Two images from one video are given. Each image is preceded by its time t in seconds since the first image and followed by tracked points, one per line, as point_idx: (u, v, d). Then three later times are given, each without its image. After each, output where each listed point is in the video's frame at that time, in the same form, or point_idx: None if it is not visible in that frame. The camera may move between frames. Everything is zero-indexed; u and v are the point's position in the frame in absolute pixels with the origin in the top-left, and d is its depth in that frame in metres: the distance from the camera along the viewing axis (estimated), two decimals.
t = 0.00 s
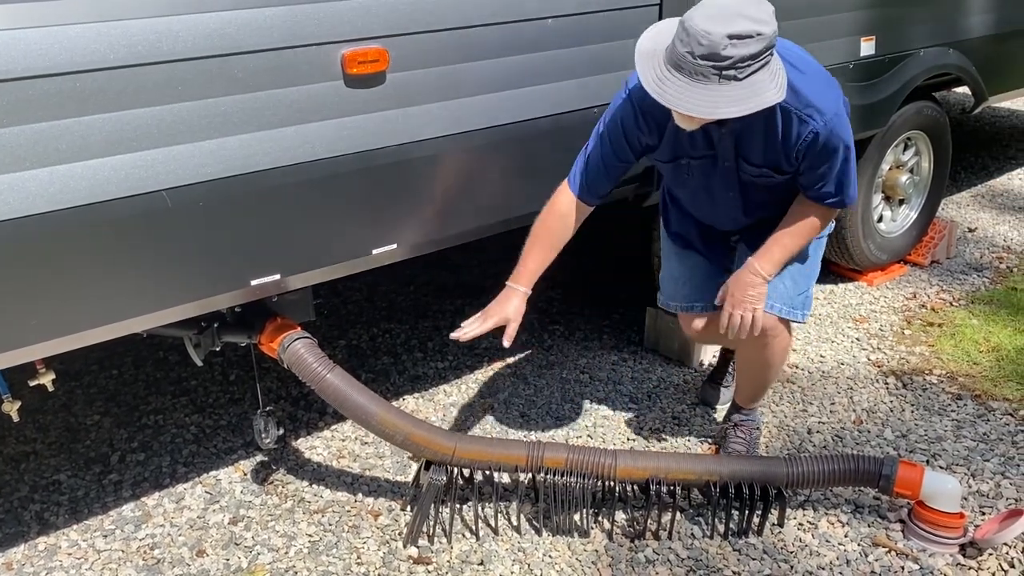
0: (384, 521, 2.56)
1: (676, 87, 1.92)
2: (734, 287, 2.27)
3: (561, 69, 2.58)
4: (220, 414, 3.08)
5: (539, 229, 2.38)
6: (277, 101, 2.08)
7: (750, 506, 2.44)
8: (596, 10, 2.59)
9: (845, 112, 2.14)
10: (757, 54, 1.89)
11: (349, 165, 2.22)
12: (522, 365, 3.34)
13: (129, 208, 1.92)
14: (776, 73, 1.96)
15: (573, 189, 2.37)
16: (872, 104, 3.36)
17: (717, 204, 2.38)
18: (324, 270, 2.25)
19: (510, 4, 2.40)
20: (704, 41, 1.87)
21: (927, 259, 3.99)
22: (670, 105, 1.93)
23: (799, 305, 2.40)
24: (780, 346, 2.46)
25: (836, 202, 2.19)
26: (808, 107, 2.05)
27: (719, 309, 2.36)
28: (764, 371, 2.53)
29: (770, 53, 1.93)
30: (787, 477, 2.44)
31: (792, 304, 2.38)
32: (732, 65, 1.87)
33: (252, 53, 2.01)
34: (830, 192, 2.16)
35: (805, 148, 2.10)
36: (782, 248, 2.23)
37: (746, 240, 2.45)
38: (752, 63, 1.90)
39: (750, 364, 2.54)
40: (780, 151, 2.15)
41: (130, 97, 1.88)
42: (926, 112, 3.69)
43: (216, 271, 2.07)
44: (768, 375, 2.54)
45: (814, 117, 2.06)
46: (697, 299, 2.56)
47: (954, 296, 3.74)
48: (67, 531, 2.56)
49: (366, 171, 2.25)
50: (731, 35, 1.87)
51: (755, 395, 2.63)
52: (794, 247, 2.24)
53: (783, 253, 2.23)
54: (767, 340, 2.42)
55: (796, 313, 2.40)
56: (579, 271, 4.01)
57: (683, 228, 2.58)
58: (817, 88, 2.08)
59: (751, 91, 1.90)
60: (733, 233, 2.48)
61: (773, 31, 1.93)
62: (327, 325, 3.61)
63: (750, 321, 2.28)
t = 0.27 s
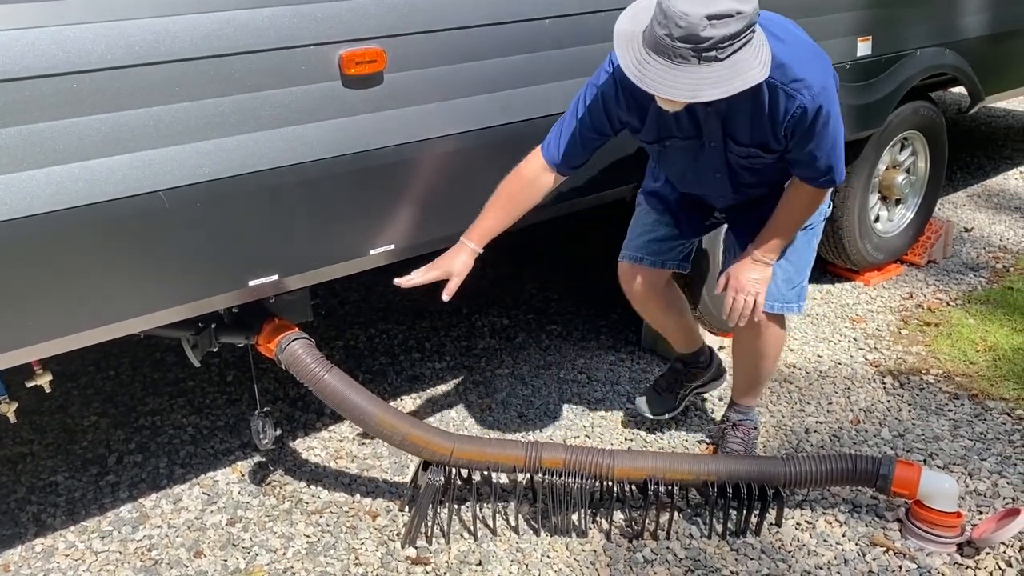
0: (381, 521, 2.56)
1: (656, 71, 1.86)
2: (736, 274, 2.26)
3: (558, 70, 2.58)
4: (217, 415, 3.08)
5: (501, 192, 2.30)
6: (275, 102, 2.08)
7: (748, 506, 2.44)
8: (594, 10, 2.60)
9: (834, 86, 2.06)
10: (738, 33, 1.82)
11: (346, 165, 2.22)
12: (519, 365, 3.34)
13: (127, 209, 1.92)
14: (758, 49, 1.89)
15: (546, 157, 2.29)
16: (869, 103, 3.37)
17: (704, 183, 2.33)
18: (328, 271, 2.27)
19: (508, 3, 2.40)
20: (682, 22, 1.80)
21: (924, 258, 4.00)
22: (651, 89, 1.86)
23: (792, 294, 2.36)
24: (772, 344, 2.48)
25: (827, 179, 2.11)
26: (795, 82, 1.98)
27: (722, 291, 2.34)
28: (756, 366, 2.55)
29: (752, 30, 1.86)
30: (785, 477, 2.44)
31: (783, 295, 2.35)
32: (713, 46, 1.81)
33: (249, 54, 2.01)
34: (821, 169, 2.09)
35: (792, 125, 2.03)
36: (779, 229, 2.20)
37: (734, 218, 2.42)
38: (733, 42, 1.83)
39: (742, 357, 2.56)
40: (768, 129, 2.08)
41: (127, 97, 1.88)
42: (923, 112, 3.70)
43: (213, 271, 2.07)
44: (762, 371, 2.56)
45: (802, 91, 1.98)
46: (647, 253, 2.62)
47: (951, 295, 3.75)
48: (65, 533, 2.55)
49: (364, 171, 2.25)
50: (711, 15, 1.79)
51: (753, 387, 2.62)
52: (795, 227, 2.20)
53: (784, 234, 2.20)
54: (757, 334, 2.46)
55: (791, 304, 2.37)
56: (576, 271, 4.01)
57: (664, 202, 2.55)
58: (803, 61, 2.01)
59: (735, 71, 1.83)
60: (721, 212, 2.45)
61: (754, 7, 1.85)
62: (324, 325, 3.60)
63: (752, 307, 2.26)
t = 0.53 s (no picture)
0: (378, 522, 2.56)
1: (604, 79, 1.83)
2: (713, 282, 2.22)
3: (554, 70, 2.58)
4: (214, 416, 3.07)
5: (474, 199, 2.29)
6: (271, 102, 2.08)
7: (744, 505, 2.44)
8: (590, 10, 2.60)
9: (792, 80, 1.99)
10: (682, 35, 1.79)
11: (342, 166, 2.22)
12: (516, 366, 3.34)
13: (123, 209, 1.92)
14: (709, 48, 1.85)
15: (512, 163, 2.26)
16: (864, 104, 3.37)
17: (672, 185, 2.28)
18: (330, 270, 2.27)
19: (503, 5, 2.40)
20: (622, 28, 1.77)
21: (920, 259, 4.01)
22: (599, 97, 1.83)
23: (770, 295, 2.37)
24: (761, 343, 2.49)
25: (787, 178, 2.05)
26: (749, 78, 1.91)
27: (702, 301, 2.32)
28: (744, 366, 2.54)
29: (697, 30, 1.83)
30: (782, 476, 2.44)
31: (761, 297, 2.36)
32: (656, 49, 1.78)
33: (245, 54, 2.01)
34: (781, 168, 2.02)
35: (749, 124, 1.97)
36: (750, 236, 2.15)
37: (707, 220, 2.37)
38: (678, 44, 1.79)
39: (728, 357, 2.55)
40: (727, 127, 2.02)
41: (123, 98, 1.87)
42: (918, 112, 3.70)
43: (209, 272, 2.06)
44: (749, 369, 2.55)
45: (756, 87, 1.91)
46: (625, 260, 2.52)
47: (947, 295, 3.75)
48: (61, 534, 2.55)
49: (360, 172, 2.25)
50: (651, 19, 1.77)
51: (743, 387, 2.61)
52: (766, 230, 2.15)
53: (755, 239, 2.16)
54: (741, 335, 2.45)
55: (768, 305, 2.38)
56: (573, 271, 4.01)
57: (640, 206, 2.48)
58: (758, 56, 1.94)
59: (682, 73, 1.80)
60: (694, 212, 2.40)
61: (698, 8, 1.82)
62: (320, 325, 3.60)
63: (734, 314, 2.22)
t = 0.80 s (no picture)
0: (374, 523, 2.56)
1: (547, 114, 1.79)
2: (682, 282, 2.25)
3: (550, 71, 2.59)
4: (210, 417, 3.07)
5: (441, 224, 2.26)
6: (266, 103, 2.08)
7: (740, 506, 2.45)
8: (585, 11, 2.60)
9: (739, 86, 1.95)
10: (619, 64, 1.74)
11: (337, 167, 2.22)
12: (512, 366, 3.35)
13: (118, 210, 1.92)
14: (650, 71, 1.81)
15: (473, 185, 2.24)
16: (859, 105, 3.38)
17: (635, 192, 2.26)
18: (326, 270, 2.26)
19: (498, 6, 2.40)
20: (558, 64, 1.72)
21: (915, 259, 4.02)
22: (543, 133, 1.80)
23: (739, 288, 2.40)
24: (744, 336, 2.52)
25: (741, 181, 2.04)
26: (692, 94, 1.88)
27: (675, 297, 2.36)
28: (725, 361, 2.57)
29: (635, 55, 1.78)
30: (777, 476, 2.44)
31: (729, 292, 2.39)
32: (594, 82, 1.73)
33: (240, 55, 2.01)
34: (734, 173, 2.01)
35: (701, 135, 1.95)
36: (714, 237, 2.16)
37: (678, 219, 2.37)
38: (616, 73, 1.75)
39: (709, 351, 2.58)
40: (677, 138, 1.99)
41: (118, 99, 1.87)
42: (914, 112, 3.71)
43: (205, 272, 2.06)
44: (732, 364, 2.57)
45: (701, 101, 1.88)
46: (603, 263, 2.52)
47: (942, 295, 3.76)
48: (56, 535, 2.55)
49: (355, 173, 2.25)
50: (585, 52, 1.71)
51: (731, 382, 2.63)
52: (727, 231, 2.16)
53: (717, 241, 2.16)
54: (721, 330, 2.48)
55: (737, 297, 2.41)
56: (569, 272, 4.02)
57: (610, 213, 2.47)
58: (700, 68, 1.90)
59: (624, 102, 1.76)
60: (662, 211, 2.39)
61: (634, 34, 1.77)
62: (317, 326, 3.60)
63: (703, 309, 2.27)
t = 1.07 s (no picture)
0: (372, 524, 2.56)
1: (514, 189, 1.83)
2: (667, 283, 2.27)
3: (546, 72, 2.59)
4: (207, 418, 3.07)
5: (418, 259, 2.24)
6: (263, 105, 2.08)
7: (736, 506, 2.45)
8: (582, 12, 2.60)
9: (708, 115, 1.93)
10: (582, 144, 1.75)
11: (333, 168, 2.22)
12: (509, 368, 3.35)
13: (114, 212, 1.92)
14: (613, 141, 1.81)
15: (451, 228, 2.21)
16: (854, 106, 3.39)
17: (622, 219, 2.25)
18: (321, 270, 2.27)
19: (494, 7, 2.41)
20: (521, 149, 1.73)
21: (911, 260, 4.03)
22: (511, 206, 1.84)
23: (728, 289, 2.42)
24: (738, 335, 2.53)
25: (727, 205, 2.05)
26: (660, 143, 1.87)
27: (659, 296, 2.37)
28: (720, 361, 2.57)
29: (598, 129, 1.78)
30: (773, 477, 2.45)
31: (718, 294, 2.41)
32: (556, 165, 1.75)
33: (236, 57, 2.01)
34: (718, 198, 2.02)
35: (681, 172, 1.95)
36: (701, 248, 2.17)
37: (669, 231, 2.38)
38: (579, 153, 1.76)
39: (704, 351, 2.59)
40: (656, 179, 2.00)
41: (115, 100, 1.88)
42: (909, 113, 3.72)
43: (203, 273, 2.07)
44: (727, 364, 2.58)
45: (671, 147, 1.88)
46: (596, 263, 2.53)
47: (938, 296, 3.77)
48: (53, 537, 2.54)
49: (350, 174, 2.25)
50: (547, 140, 1.72)
51: (725, 384, 2.65)
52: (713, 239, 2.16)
53: (702, 248, 2.17)
54: (715, 330, 2.49)
55: (729, 298, 2.44)
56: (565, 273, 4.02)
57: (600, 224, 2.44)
58: (665, 112, 1.88)
59: (587, 177, 1.79)
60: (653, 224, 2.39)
61: (594, 110, 1.76)
62: (314, 327, 3.60)
63: (688, 311, 2.30)
